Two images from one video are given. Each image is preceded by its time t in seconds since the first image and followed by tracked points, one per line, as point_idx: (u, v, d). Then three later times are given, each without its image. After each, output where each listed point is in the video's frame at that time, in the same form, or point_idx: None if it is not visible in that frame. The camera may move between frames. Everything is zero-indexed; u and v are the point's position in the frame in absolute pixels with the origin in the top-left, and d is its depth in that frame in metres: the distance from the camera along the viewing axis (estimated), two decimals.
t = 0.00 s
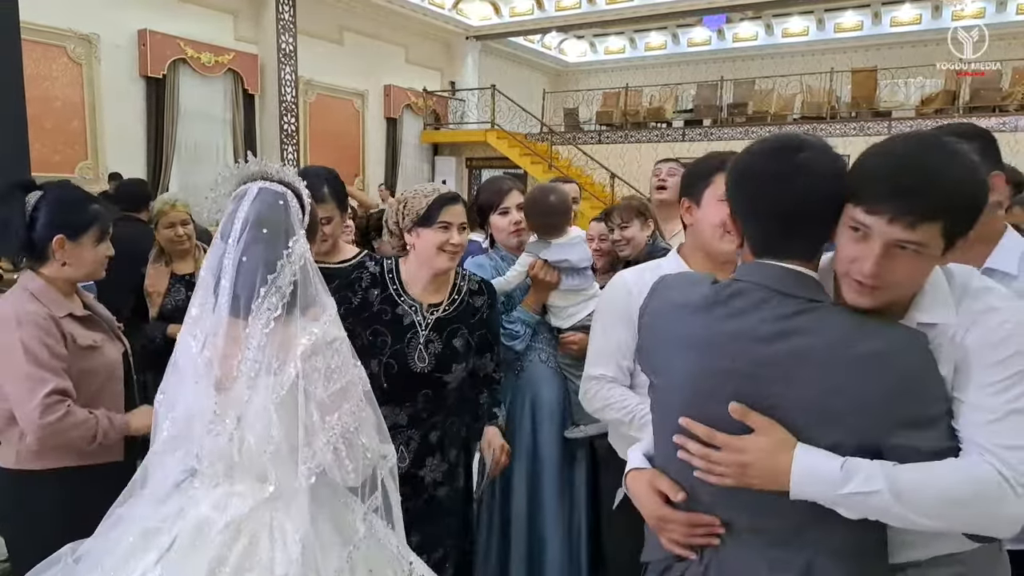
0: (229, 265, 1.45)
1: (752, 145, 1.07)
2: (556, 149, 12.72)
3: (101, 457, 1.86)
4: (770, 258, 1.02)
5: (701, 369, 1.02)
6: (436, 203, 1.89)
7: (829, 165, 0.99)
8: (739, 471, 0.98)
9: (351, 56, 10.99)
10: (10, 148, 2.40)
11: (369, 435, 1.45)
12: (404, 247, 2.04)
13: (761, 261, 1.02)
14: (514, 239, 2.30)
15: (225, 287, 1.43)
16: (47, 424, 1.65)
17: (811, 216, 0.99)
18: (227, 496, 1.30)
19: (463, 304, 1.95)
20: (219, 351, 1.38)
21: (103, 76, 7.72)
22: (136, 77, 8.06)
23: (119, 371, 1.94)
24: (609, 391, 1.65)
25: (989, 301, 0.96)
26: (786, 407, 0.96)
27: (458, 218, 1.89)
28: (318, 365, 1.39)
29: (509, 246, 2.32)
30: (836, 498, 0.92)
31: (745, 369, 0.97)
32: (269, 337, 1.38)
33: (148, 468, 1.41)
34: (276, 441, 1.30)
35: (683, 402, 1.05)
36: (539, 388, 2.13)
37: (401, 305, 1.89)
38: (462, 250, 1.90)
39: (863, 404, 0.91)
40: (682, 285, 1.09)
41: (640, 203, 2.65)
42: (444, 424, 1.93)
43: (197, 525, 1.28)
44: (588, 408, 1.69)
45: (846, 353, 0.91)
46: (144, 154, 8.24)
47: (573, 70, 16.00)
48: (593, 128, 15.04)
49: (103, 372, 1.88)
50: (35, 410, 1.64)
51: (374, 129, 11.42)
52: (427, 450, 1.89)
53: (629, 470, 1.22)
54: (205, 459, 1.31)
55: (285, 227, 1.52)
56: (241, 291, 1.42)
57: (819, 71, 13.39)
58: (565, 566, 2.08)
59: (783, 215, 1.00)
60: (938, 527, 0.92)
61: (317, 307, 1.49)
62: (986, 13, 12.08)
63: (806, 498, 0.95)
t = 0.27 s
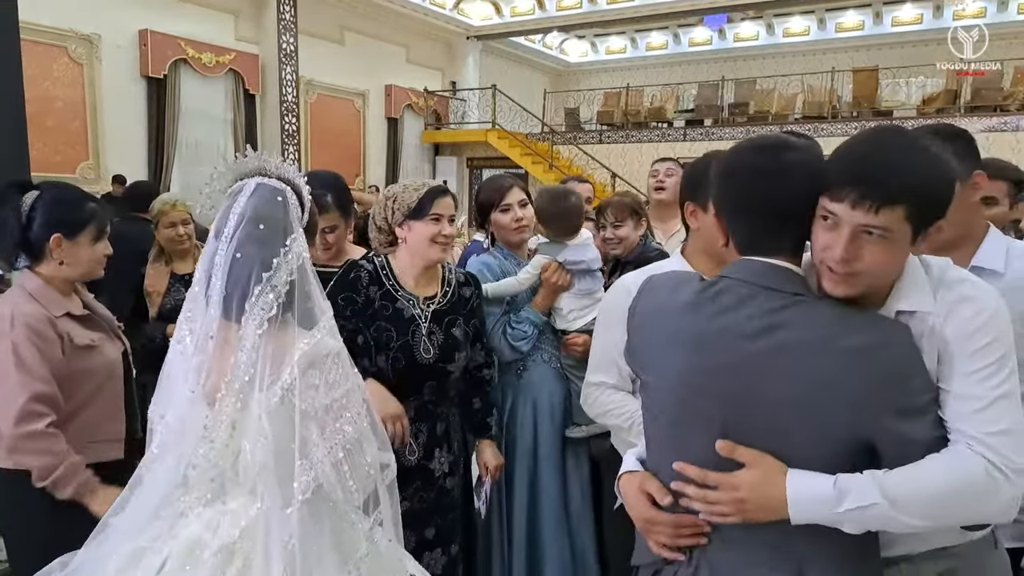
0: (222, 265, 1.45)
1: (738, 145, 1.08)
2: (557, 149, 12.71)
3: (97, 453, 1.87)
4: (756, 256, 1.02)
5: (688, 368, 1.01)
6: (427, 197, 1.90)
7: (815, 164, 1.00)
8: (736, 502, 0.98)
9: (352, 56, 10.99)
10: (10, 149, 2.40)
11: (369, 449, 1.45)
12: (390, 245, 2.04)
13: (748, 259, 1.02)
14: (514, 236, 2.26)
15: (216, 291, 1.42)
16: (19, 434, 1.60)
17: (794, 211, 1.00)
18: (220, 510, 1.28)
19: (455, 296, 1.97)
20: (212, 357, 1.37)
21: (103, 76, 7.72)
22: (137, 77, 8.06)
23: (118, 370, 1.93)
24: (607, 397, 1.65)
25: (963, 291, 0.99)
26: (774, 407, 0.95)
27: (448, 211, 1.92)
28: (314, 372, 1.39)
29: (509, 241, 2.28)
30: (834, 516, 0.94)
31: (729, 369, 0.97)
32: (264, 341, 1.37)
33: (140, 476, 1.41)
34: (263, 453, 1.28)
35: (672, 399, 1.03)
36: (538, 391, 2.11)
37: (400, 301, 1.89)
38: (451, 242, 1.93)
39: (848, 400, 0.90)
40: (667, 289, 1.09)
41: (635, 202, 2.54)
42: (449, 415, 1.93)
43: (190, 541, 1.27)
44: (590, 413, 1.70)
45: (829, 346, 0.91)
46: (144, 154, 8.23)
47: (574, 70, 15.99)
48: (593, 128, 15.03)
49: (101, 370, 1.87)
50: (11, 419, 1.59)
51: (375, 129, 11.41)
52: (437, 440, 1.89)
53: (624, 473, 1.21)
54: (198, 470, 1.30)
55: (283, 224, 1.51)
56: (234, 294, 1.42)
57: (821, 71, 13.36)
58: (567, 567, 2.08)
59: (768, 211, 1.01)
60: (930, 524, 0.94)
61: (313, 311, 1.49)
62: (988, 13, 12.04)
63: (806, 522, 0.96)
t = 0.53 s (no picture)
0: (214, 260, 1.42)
1: (739, 147, 1.07)
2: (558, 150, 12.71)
3: (94, 455, 1.87)
4: (759, 254, 1.02)
5: (684, 364, 1.03)
6: (390, 198, 1.88)
7: (820, 168, 1.00)
8: (733, 522, 0.98)
9: (353, 56, 10.99)
10: (10, 149, 2.40)
11: (365, 458, 1.45)
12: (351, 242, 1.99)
13: (751, 257, 1.02)
14: (515, 232, 2.23)
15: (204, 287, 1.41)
16: None
17: (792, 208, 0.99)
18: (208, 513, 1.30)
19: (429, 287, 2.00)
20: (201, 353, 1.37)
21: (104, 76, 7.72)
22: (137, 78, 8.06)
23: (118, 370, 1.93)
24: (597, 399, 1.65)
25: (984, 296, 0.99)
26: (762, 401, 0.96)
27: (410, 211, 1.88)
28: (307, 376, 1.39)
29: (509, 239, 2.25)
30: (820, 527, 0.94)
31: (725, 364, 0.99)
32: (254, 342, 1.37)
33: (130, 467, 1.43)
34: (242, 455, 1.29)
35: (671, 394, 1.05)
36: (531, 392, 2.08)
37: (376, 303, 1.89)
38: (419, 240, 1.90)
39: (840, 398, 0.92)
40: (675, 285, 1.12)
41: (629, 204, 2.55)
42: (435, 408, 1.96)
43: (179, 540, 1.30)
44: (576, 414, 1.69)
45: (829, 343, 0.92)
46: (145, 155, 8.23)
47: (574, 69, 15.99)
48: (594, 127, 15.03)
49: (99, 371, 1.87)
50: None
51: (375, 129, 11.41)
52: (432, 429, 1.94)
53: (618, 476, 1.30)
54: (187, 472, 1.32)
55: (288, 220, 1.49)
56: (224, 285, 1.40)
57: (822, 70, 13.36)
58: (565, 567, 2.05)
59: (772, 210, 1.00)
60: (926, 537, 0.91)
61: (313, 312, 1.48)
62: (989, 13, 12.02)
63: (793, 534, 0.96)
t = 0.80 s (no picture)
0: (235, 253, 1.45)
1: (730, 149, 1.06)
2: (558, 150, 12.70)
3: (92, 457, 1.85)
4: (749, 258, 1.02)
5: (683, 363, 1.03)
6: (368, 208, 1.82)
7: (808, 170, 1.00)
8: (744, 560, 0.98)
9: (353, 56, 10.96)
10: (8, 150, 2.38)
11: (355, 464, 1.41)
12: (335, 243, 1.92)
13: (741, 261, 1.02)
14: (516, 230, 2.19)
15: (219, 278, 1.43)
16: None
17: (781, 213, 0.99)
18: (184, 496, 1.27)
19: (410, 280, 2.01)
20: (206, 341, 1.38)
21: (104, 76, 7.70)
22: (137, 78, 8.05)
23: (111, 372, 1.91)
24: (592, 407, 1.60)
25: (1006, 302, 0.95)
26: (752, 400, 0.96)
27: (389, 221, 1.84)
28: (308, 370, 1.37)
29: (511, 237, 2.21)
30: (825, 565, 0.94)
31: (718, 362, 0.99)
32: (258, 332, 1.36)
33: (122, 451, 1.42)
34: (238, 437, 1.26)
35: (661, 393, 1.06)
36: (530, 395, 2.05)
37: (360, 304, 1.86)
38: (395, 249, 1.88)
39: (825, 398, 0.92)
40: (663, 285, 1.11)
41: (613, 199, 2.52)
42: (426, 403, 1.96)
43: (158, 528, 1.28)
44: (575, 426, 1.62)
45: (821, 345, 0.93)
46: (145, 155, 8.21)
47: (575, 69, 15.98)
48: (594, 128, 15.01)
49: (94, 372, 1.85)
50: None
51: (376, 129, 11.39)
52: (426, 421, 1.93)
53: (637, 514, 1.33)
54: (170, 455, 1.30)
55: (310, 226, 1.52)
56: (240, 275, 1.42)
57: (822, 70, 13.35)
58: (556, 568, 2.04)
59: (761, 214, 1.00)
60: None
61: (322, 313, 1.47)
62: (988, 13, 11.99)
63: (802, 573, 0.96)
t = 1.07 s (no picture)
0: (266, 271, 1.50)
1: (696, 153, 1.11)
2: (559, 150, 12.69)
3: (91, 457, 1.84)
4: (725, 258, 1.08)
5: (661, 367, 1.07)
6: (358, 215, 1.79)
7: (774, 170, 1.04)
8: None
9: (353, 56, 10.95)
10: (8, 150, 2.37)
11: (351, 475, 1.40)
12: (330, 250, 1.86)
13: (715, 263, 1.08)
14: (515, 233, 2.17)
15: (248, 294, 1.48)
16: None
17: (751, 216, 1.05)
18: (183, 484, 1.29)
19: (407, 280, 1.97)
20: (227, 345, 1.43)
21: (104, 76, 7.69)
22: (138, 78, 8.04)
23: (108, 373, 1.90)
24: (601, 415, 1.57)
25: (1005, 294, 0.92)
26: (739, 394, 1.02)
27: (379, 228, 1.82)
28: (320, 376, 1.38)
29: (508, 240, 2.19)
30: None
31: (706, 360, 1.04)
32: (277, 340, 1.40)
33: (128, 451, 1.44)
34: (249, 428, 1.29)
35: (647, 395, 1.08)
36: (525, 397, 2.04)
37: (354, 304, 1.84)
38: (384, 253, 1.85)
39: (802, 391, 0.99)
40: (640, 291, 1.13)
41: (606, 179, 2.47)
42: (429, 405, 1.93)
43: (152, 514, 1.29)
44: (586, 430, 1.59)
45: (802, 340, 1.00)
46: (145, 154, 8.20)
47: (575, 70, 15.97)
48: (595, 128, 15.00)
49: (90, 373, 1.84)
50: None
51: (376, 129, 11.39)
52: (424, 424, 1.90)
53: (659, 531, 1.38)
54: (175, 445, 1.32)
55: (341, 258, 1.57)
56: (269, 290, 1.47)
57: (822, 70, 13.33)
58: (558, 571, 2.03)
59: (732, 215, 1.05)
60: None
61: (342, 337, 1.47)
62: (988, 13, 11.97)
63: None
